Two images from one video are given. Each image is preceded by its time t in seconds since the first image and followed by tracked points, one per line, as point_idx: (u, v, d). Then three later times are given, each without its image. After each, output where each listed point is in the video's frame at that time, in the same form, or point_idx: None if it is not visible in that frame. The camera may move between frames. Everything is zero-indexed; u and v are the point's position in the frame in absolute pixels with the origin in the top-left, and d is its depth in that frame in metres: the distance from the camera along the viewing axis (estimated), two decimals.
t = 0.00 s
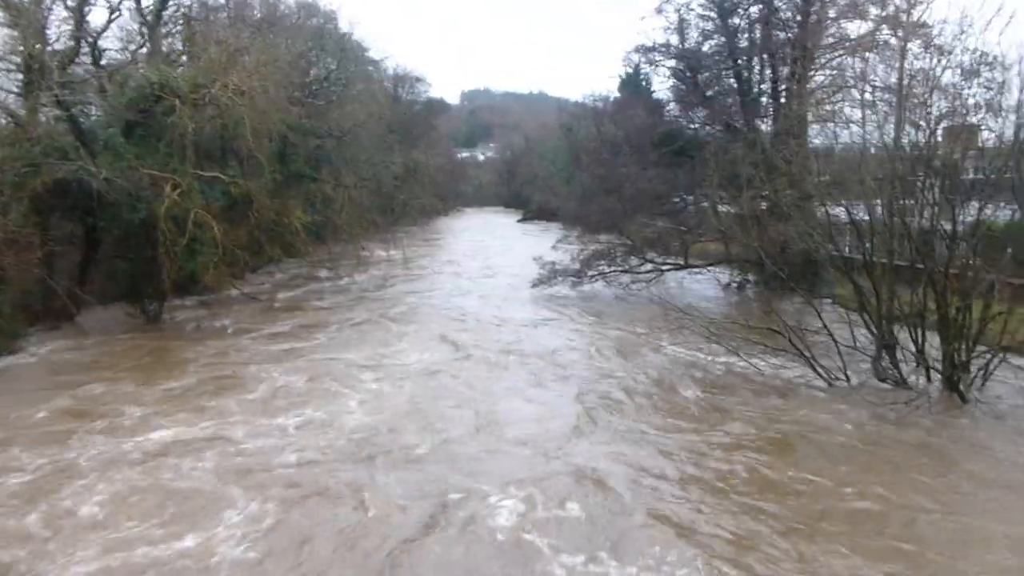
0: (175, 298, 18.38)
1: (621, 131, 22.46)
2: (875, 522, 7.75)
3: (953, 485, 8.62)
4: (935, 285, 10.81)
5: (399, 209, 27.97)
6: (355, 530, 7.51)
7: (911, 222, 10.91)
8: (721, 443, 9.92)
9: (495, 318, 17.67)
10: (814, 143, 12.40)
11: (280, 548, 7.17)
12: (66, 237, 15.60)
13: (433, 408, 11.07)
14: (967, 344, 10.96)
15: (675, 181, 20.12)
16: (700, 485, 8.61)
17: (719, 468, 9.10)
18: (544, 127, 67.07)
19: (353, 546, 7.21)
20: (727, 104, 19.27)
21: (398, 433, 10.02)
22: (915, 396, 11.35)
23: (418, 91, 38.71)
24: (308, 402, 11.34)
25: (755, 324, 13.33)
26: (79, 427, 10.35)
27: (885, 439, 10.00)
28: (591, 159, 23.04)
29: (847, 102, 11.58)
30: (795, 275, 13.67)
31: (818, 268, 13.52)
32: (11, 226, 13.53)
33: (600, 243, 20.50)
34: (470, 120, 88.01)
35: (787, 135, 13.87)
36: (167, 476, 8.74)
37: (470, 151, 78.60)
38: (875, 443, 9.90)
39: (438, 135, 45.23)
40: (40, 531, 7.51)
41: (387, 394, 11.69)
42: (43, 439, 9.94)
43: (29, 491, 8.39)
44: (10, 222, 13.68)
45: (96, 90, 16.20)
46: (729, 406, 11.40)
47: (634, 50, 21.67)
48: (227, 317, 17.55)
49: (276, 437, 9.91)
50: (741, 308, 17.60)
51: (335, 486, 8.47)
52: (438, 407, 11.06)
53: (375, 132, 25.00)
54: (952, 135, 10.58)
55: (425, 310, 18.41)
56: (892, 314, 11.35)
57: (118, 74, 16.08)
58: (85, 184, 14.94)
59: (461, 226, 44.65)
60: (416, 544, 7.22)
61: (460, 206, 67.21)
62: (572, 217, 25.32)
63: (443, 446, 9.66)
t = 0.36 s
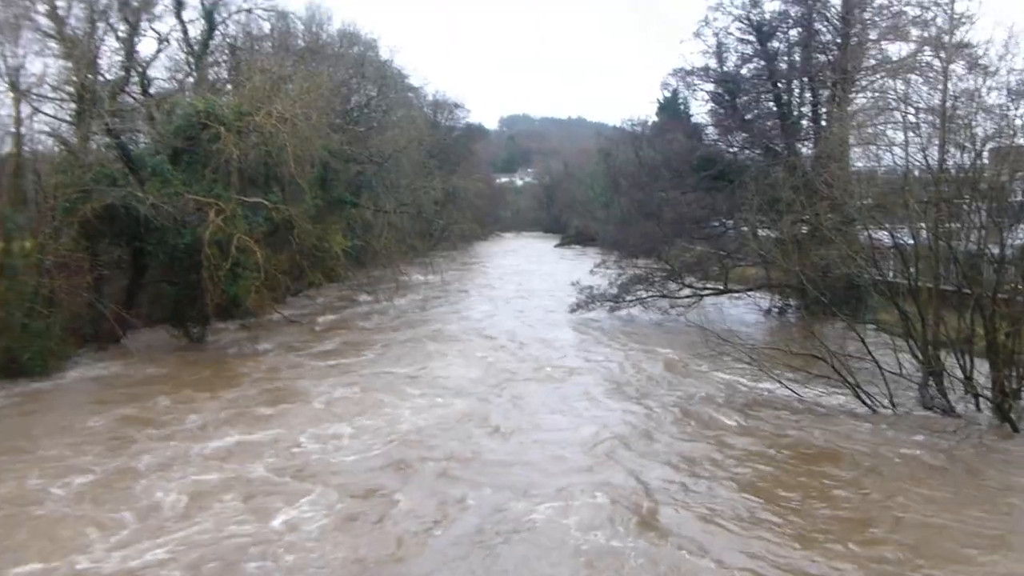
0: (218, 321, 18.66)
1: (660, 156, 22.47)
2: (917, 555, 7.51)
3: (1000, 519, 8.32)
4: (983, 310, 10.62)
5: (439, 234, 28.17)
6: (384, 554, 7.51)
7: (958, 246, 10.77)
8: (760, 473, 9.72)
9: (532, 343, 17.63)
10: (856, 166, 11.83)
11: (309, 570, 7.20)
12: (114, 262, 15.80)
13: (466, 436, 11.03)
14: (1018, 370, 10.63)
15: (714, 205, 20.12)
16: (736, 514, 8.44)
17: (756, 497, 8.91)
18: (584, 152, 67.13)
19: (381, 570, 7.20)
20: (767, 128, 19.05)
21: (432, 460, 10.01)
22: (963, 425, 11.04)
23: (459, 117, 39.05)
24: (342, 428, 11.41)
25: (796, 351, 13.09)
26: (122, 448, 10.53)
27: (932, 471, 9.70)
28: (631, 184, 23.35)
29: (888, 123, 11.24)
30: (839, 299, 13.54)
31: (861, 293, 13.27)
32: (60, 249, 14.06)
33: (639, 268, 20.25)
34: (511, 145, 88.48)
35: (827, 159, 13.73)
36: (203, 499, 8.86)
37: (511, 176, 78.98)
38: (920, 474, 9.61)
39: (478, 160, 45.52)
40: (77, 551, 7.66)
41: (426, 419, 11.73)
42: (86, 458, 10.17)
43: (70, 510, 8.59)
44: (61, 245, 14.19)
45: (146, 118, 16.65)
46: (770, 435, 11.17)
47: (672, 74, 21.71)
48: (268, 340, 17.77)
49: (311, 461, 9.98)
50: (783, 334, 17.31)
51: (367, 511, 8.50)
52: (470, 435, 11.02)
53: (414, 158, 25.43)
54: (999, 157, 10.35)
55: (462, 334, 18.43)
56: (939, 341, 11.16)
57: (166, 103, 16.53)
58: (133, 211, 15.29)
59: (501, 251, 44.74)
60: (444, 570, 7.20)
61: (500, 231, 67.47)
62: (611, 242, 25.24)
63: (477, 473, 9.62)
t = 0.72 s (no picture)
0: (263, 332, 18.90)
1: (700, 158, 22.29)
2: (976, 557, 7.27)
3: None
4: None
5: (479, 241, 28.27)
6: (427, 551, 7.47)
7: (1011, 245, 10.47)
8: (808, 476, 9.54)
9: (573, 348, 17.55)
10: (903, 164, 11.80)
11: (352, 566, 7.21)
12: (163, 276, 16.10)
13: (509, 441, 10.98)
14: None
15: (756, 207, 19.69)
16: (785, 518, 8.27)
17: (806, 500, 8.71)
18: (622, 156, 66.84)
19: (427, 566, 7.19)
20: (810, 128, 18.75)
21: (476, 464, 10.00)
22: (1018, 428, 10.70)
23: (498, 125, 39.19)
24: (386, 432, 11.43)
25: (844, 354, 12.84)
26: (171, 452, 10.71)
27: (988, 474, 9.42)
28: (671, 187, 23.19)
29: (935, 120, 11.06)
30: (887, 301, 13.25)
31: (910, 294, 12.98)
32: (112, 265, 14.37)
33: (681, 271, 20.02)
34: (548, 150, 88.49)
35: (872, 159, 13.51)
36: (250, 499, 8.91)
37: (549, 181, 78.96)
38: (975, 477, 9.35)
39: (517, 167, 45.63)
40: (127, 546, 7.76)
41: (470, 425, 11.74)
42: (136, 461, 10.33)
43: (120, 508, 8.70)
44: (112, 262, 14.49)
45: (191, 134, 16.97)
46: (820, 438, 10.96)
47: (710, 75, 21.57)
48: (312, 350, 17.93)
49: (355, 464, 9.99)
50: (829, 337, 17.00)
51: (409, 510, 8.48)
52: (514, 439, 10.97)
53: (454, 167, 25.63)
54: None
55: (504, 341, 18.41)
56: (992, 343, 10.85)
57: (210, 119, 16.83)
58: (180, 224, 15.58)
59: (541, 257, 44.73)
60: (488, 567, 7.14)
61: (539, 237, 67.47)
62: (651, 246, 25.07)
63: (521, 477, 9.59)
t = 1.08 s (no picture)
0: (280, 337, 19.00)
1: (715, 162, 22.27)
2: (997, 558, 7.22)
3: None
4: None
5: (494, 247, 28.34)
6: (446, 545, 7.50)
7: None
8: (826, 479, 9.50)
9: (589, 352, 17.55)
10: (922, 167, 11.70)
11: (372, 561, 7.25)
12: (181, 282, 16.23)
13: (526, 444, 10.98)
14: None
15: (773, 212, 19.48)
16: (803, 519, 8.24)
17: (824, 502, 8.69)
18: (636, 161, 66.82)
19: (445, 562, 7.20)
20: (828, 131, 18.79)
21: (493, 465, 10.02)
22: None
23: (512, 131, 39.30)
24: (402, 434, 11.45)
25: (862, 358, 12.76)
26: (190, 452, 10.78)
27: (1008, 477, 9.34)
28: (685, 191, 23.17)
29: (955, 123, 10.92)
30: (905, 305, 13.17)
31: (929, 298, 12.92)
32: (132, 271, 14.46)
33: (696, 276, 19.99)
34: (562, 156, 88.63)
35: (889, 162, 13.48)
36: (268, 497, 8.95)
37: (563, 187, 79.04)
38: (995, 481, 9.28)
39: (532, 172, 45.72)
40: (146, 538, 7.80)
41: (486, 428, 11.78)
42: (155, 460, 10.40)
43: (140, 504, 8.77)
44: (132, 267, 14.60)
45: (210, 141, 17.11)
46: (837, 442, 10.91)
47: (726, 80, 21.56)
48: (328, 354, 18.03)
49: (373, 464, 10.03)
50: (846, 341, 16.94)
51: (428, 508, 8.51)
52: (530, 442, 10.99)
53: (469, 171, 25.75)
54: None
55: (519, 345, 18.45)
56: (1013, 346, 10.81)
57: (229, 125, 16.95)
58: (198, 230, 15.69)
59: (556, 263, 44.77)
60: (504, 561, 7.15)
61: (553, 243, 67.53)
62: (666, 251, 25.05)
63: (537, 477, 9.61)
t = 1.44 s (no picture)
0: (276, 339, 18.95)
1: (714, 168, 22.33)
2: (991, 563, 7.20)
3: None
4: None
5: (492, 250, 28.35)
6: (440, 544, 7.45)
7: None
8: (821, 482, 9.51)
9: (585, 355, 17.56)
10: (921, 176, 11.72)
11: (364, 556, 7.24)
12: (178, 283, 16.20)
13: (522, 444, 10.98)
14: None
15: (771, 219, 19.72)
16: (797, 520, 8.25)
17: (818, 505, 8.70)
18: (635, 166, 66.85)
19: (438, 556, 7.20)
20: (826, 138, 18.80)
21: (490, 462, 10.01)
22: None
23: (512, 134, 39.31)
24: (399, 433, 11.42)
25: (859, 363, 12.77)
26: (185, 446, 10.76)
27: (1001, 484, 9.36)
28: (683, 196, 23.28)
29: (954, 132, 10.95)
30: (902, 313, 13.20)
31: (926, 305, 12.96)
32: (129, 271, 14.42)
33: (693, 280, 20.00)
34: (561, 159, 88.70)
35: (889, 170, 13.52)
36: (262, 489, 8.94)
37: (562, 190, 79.08)
38: (988, 488, 9.30)
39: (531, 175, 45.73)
40: (139, 532, 7.77)
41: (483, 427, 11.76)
42: (149, 455, 10.38)
43: (134, 497, 8.76)
44: (129, 267, 14.57)
45: (209, 141, 17.09)
46: (833, 447, 10.92)
47: (726, 86, 21.61)
48: (324, 356, 18.00)
49: (368, 461, 10.02)
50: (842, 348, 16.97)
51: (423, 504, 8.48)
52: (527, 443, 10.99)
53: (468, 175, 25.83)
54: None
55: (516, 347, 18.44)
56: (1009, 354, 10.83)
57: (228, 126, 17.02)
58: (196, 232, 15.64)
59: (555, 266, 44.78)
60: (497, 557, 7.16)
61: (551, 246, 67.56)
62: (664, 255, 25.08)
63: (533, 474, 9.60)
